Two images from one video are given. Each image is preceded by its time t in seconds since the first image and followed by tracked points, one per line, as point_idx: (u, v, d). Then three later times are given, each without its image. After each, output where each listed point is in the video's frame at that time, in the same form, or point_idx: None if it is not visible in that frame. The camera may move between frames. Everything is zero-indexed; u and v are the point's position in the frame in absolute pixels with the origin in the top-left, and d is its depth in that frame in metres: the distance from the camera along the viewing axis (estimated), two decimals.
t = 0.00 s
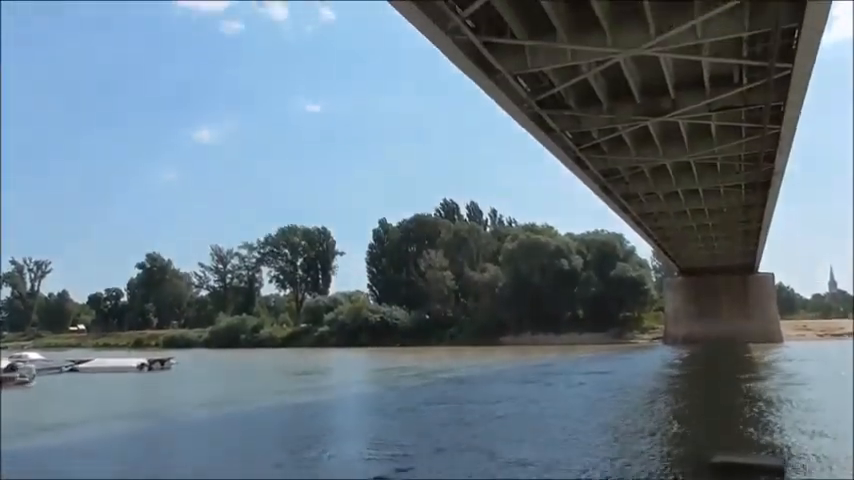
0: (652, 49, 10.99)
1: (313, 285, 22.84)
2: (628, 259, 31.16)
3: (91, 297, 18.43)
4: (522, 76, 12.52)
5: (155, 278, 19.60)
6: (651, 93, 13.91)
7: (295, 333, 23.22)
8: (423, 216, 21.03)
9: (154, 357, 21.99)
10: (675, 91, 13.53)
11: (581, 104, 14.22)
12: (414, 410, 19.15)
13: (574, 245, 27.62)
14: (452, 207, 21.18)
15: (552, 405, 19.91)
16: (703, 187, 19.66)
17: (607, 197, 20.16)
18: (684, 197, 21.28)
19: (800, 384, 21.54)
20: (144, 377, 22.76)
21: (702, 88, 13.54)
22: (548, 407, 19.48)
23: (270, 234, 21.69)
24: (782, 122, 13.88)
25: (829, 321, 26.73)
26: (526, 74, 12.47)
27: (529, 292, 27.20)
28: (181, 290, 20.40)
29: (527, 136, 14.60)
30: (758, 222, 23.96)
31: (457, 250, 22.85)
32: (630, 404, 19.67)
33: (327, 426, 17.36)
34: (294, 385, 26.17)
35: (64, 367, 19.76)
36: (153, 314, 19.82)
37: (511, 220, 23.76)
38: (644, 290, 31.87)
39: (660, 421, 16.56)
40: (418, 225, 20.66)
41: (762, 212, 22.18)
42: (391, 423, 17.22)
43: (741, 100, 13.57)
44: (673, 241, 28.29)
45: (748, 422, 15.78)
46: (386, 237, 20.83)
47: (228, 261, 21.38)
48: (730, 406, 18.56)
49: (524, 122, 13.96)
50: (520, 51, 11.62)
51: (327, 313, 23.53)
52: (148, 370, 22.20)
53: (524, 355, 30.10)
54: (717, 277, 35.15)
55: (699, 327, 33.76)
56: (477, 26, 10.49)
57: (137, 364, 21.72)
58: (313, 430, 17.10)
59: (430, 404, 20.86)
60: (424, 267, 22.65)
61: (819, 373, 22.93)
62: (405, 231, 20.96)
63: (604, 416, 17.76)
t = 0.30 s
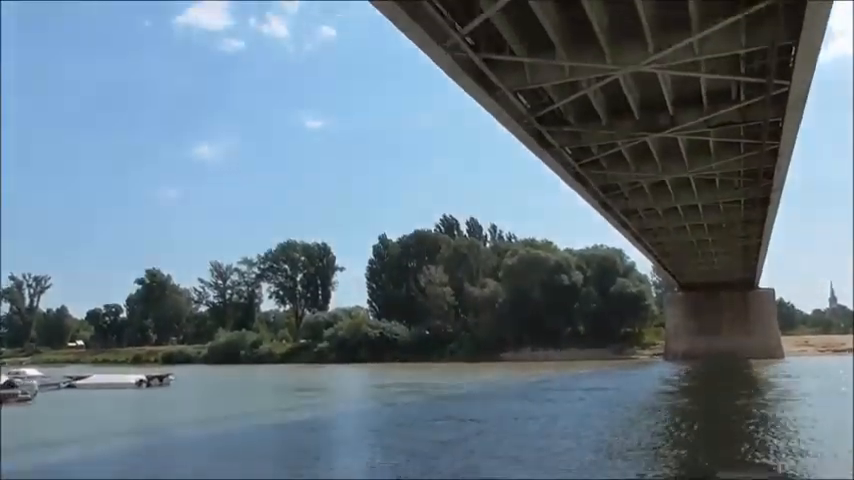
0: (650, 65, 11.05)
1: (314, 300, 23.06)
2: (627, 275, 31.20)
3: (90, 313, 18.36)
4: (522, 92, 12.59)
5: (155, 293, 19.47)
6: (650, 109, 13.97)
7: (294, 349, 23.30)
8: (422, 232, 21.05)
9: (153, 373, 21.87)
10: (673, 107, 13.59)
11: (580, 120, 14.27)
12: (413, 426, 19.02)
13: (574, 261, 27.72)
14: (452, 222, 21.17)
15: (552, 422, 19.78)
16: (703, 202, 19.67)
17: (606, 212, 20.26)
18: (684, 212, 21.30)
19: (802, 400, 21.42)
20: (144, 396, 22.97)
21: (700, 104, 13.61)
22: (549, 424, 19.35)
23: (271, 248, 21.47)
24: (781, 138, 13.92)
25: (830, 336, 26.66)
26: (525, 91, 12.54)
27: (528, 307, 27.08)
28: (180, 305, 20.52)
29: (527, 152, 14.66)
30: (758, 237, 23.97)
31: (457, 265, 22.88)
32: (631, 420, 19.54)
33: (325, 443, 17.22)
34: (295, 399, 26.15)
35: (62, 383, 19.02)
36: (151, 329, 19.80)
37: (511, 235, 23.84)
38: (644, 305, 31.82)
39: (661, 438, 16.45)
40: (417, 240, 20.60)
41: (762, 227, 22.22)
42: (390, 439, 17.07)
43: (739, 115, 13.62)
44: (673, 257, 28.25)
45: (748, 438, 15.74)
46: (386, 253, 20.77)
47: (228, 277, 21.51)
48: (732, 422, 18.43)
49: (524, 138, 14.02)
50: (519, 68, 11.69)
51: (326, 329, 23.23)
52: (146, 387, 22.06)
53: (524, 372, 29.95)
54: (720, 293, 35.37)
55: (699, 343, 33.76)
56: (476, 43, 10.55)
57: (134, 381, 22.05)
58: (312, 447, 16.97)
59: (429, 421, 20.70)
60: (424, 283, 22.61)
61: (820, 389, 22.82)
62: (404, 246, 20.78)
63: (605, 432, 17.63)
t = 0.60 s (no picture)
0: (649, 83, 11.12)
1: (312, 318, 22.72)
2: (628, 292, 30.89)
3: (90, 331, 18.40)
4: (521, 110, 12.66)
5: (155, 310, 19.74)
6: (649, 127, 14.03)
7: (294, 367, 23.31)
8: (422, 249, 20.54)
9: (151, 391, 21.72)
10: (671, 125, 13.66)
11: (579, 138, 14.34)
12: (413, 445, 18.90)
13: (576, 278, 26.91)
14: (452, 240, 20.99)
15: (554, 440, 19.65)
16: (702, 219, 19.69)
17: (606, 229, 20.28)
18: (684, 229, 21.30)
19: (804, 418, 21.32)
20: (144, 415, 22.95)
21: (699, 122, 13.68)
22: (550, 442, 19.23)
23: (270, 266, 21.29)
24: (779, 155, 13.98)
25: (832, 354, 26.57)
26: (525, 109, 12.61)
27: (528, 325, 27.16)
28: (179, 324, 20.63)
29: (526, 170, 14.71)
30: (758, 254, 23.95)
31: (457, 282, 22.55)
32: (633, 438, 19.43)
33: (325, 462, 17.10)
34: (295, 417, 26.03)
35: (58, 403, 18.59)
36: (150, 347, 19.80)
37: (512, 251, 23.59)
38: (644, 323, 31.70)
39: (663, 456, 16.36)
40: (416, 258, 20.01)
41: (762, 244, 22.20)
42: (390, 459, 16.95)
43: (738, 133, 13.69)
44: (673, 274, 28.21)
45: (749, 456, 15.62)
46: (386, 270, 20.80)
47: (226, 295, 21.43)
48: (734, 440, 18.33)
49: (523, 156, 14.08)
50: (519, 86, 11.77)
51: (325, 347, 23.01)
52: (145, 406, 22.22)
53: (524, 390, 29.83)
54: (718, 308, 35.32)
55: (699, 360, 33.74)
56: (476, 61, 10.64)
57: (133, 399, 21.77)
58: (311, 466, 16.85)
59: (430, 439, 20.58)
60: (424, 300, 22.46)
61: (823, 407, 22.70)
62: (404, 263, 20.35)
63: (606, 450, 17.53)
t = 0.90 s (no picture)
0: (648, 99, 11.15)
1: (312, 333, 22.90)
2: (628, 307, 30.65)
3: (89, 346, 18.87)
4: (520, 126, 12.71)
5: (152, 326, 20.38)
6: (648, 142, 14.07)
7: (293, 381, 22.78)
8: (421, 264, 20.66)
9: (149, 407, 21.60)
10: (670, 140, 13.69)
11: (579, 153, 14.38)
12: (413, 461, 18.78)
13: (576, 293, 27.01)
14: (452, 255, 21.10)
15: (554, 456, 19.53)
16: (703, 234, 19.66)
17: (606, 244, 20.29)
18: (684, 244, 21.28)
19: (806, 434, 21.18)
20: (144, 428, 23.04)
21: (698, 137, 13.71)
22: (551, 458, 19.12)
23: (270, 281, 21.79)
24: (779, 170, 13.99)
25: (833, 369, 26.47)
26: (524, 124, 12.66)
27: (528, 341, 27.11)
28: (179, 340, 20.67)
29: (526, 185, 14.75)
30: (758, 269, 23.92)
31: (457, 297, 22.62)
32: (634, 455, 19.30)
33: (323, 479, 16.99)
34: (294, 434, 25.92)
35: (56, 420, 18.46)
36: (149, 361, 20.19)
37: (511, 267, 23.59)
38: (644, 338, 31.60)
39: (664, 472, 16.25)
40: (416, 273, 20.24)
41: (763, 259, 22.16)
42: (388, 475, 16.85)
43: (737, 148, 13.71)
44: (673, 289, 28.18)
45: (754, 472, 15.49)
46: (386, 284, 21.02)
47: (227, 309, 21.77)
48: (736, 456, 18.19)
49: (523, 171, 14.13)
50: (519, 102, 11.81)
51: (325, 363, 22.81)
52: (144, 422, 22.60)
53: (525, 406, 29.71)
54: (719, 324, 35.18)
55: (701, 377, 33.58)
56: (475, 77, 10.69)
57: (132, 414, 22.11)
58: None
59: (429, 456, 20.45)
60: (424, 315, 22.50)
61: (825, 423, 22.55)
62: (404, 278, 20.71)
63: (608, 467, 17.41)
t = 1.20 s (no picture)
0: (647, 121, 11.22)
1: (312, 355, 23.18)
2: (628, 329, 30.88)
3: (86, 367, 18.37)
4: (519, 147, 12.78)
5: (152, 347, 20.07)
6: (647, 164, 14.13)
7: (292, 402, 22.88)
8: (423, 284, 20.67)
9: (146, 429, 21.41)
10: (669, 161, 13.75)
11: (578, 175, 14.44)
12: None
13: (577, 314, 27.71)
14: (452, 276, 21.12)
15: None
16: (702, 255, 19.65)
17: (606, 265, 20.31)
18: (684, 265, 21.26)
19: (809, 457, 20.98)
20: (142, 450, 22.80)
21: (697, 159, 13.77)
22: None
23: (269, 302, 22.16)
24: (777, 192, 14.05)
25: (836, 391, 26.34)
26: (523, 146, 12.73)
27: (528, 362, 26.92)
28: (177, 361, 20.76)
29: (526, 206, 14.80)
30: (758, 291, 23.92)
31: (457, 319, 22.52)
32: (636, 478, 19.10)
33: None
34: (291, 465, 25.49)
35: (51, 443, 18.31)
36: (148, 383, 19.84)
37: (511, 288, 23.76)
38: (644, 360, 31.45)
39: None
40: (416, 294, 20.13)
41: (763, 280, 22.15)
42: None
43: (735, 170, 13.77)
44: (674, 310, 28.13)
45: None
46: (386, 305, 20.75)
47: (226, 331, 21.71)
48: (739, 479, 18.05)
49: (523, 192, 14.19)
50: (517, 123, 11.88)
51: (324, 385, 22.96)
52: (141, 445, 22.07)
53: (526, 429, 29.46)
54: (719, 343, 34.37)
55: (703, 399, 33.20)
56: (474, 99, 10.76)
57: (129, 438, 21.95)
58: None
59: None
60: (423, 337, 22.46)
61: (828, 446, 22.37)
62: (404, 299, 20.63)
63: None
